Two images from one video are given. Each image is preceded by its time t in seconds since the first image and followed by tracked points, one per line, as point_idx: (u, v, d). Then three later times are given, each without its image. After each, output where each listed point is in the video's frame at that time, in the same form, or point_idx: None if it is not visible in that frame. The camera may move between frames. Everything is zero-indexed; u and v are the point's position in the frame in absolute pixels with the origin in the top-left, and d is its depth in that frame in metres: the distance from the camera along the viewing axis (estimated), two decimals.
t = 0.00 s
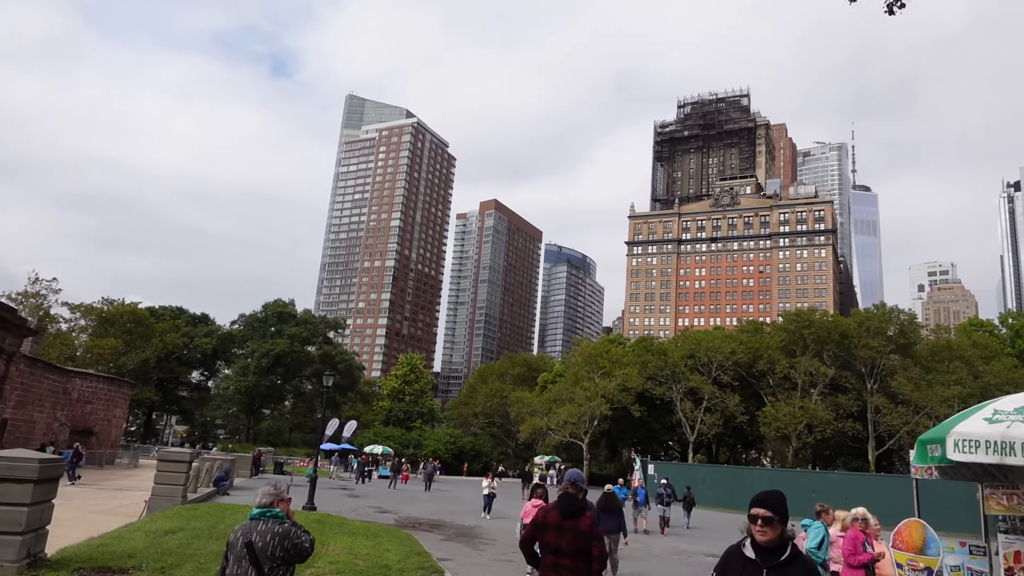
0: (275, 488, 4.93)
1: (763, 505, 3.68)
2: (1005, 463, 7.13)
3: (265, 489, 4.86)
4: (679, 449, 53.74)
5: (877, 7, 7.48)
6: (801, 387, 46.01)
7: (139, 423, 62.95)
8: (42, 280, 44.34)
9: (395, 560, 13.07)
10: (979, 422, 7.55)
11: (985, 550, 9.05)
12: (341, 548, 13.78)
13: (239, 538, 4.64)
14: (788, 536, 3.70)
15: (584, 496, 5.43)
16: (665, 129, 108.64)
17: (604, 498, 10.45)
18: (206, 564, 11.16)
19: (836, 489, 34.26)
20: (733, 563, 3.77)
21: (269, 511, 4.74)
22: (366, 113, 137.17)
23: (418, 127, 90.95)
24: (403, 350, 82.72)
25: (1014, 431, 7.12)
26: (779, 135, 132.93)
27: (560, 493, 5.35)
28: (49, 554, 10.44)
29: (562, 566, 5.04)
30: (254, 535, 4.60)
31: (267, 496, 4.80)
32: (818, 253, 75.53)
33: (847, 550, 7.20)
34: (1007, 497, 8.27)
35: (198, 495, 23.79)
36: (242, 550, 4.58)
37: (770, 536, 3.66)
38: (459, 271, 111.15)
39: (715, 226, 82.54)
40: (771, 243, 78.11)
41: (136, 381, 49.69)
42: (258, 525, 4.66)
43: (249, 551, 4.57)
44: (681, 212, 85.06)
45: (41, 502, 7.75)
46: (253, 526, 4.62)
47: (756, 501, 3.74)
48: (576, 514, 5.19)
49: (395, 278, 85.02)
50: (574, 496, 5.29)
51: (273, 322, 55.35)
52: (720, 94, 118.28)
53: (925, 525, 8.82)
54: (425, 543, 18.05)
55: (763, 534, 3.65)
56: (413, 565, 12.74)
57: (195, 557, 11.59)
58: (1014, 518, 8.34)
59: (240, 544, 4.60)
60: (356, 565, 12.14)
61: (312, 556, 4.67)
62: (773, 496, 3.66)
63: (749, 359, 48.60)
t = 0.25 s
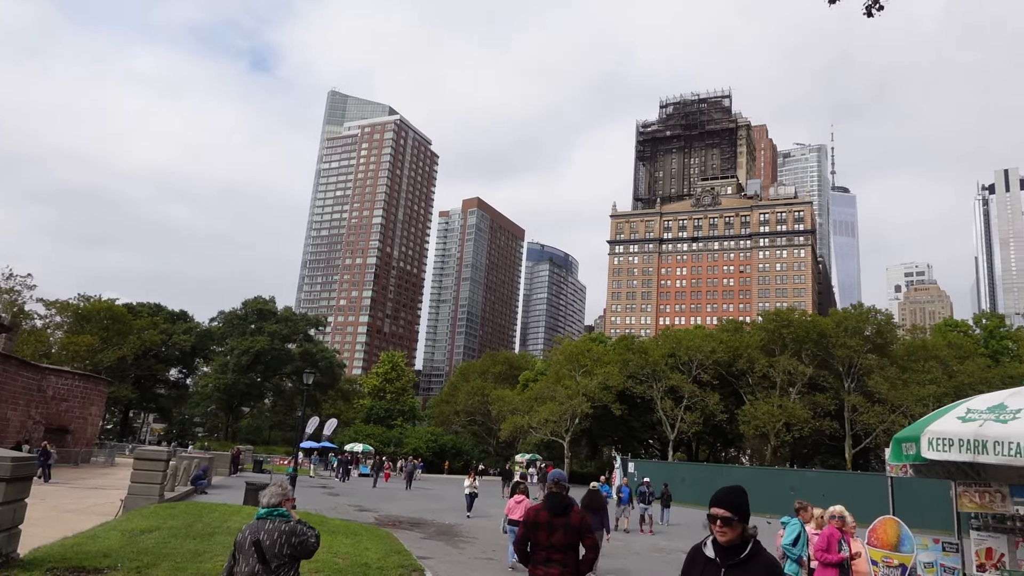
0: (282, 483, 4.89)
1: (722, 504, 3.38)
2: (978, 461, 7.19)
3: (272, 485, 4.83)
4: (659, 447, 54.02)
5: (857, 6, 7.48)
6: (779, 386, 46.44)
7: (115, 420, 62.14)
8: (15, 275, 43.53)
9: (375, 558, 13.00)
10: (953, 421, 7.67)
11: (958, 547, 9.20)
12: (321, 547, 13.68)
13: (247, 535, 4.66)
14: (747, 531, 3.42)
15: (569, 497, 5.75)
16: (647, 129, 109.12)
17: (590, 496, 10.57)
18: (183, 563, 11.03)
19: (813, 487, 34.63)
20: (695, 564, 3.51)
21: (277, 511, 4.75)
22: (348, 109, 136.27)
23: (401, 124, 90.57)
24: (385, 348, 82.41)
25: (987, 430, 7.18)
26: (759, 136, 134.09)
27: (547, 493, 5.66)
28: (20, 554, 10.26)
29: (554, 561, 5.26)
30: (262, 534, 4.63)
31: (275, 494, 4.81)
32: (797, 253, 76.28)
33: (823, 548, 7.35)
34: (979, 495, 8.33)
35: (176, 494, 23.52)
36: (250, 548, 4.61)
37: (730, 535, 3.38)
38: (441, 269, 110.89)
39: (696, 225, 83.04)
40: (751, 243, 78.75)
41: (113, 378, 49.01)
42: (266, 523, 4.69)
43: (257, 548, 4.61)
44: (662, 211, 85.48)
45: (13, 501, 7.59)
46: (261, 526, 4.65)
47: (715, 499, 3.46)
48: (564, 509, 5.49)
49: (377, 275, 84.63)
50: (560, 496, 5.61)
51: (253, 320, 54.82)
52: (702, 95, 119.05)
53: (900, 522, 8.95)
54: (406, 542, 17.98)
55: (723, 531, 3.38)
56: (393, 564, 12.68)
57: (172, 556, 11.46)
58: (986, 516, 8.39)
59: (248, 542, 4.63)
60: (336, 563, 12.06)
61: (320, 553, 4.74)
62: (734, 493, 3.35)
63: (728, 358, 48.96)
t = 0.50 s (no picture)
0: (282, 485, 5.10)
1: (659, 507, 3.02)
2: (949, 458, 7.42)
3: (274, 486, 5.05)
4: (639, 445, 54.30)
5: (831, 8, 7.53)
6: (757, 385, 46.84)
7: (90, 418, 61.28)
8: None
9: (353, 557, 12.92)
10: (926, 420, 7.89)
11: (930, 544, 9.36)
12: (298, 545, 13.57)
13: (251, 533, 4.84)
14: (689, 533, 3.06)
15: (552, 496, 6.22)
16: (630, 129, 109.56)
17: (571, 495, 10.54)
18: (158, 562, 10.91)
19: (789, 485, 35.00)
20: (634, 566, 3.20)
21: (280, 509, 4.96)
22: (329, 105, 135.35)
23: (383, 121, 90.16)
24: (365, 346, 82.04)
25: (958, 428, 7.42)
26: (740, 137, 135.18)
27: (531, 493, 6.13)
28: None
29: (535, 551, 5.76)
30: (265, 530, 4.81)
31: (275, 493, 5.01)
32: (775, 254, 77.07)
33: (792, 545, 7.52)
34: (950, 492, 8.88)
35: (151, 492, 23.21)
36: (254, 545, 4.77)
37: (672, 538, 3.02)
38: (422, 267, 110.58)
39: (677, 226, 83.52)
40: (731, 244, 79.36)
41: (87, 375, 48.22)
42: (268, 521, 4.86)
43: (260, 545, 4.77)
44: (644, 211, 85.86)
45: None
46: (264, 523, 4.83)
47: (650, 497, 3.09)
48: (545, 504, 6.00)
49: (357, 273, 84.21)
50: (543, 495, 6.07)
51: (231, 317, 54.22)
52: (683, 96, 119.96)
53: (873, 520, 9.07)
54: (385, 541, 17.91)
55: (667, 532, 3.02)
56: (371, 563, 12.62)
57: (146, 556, 11.31)
58: (957, 513, 8.77)
59: (251, 540, 4.80)
60: (313, 562, 11.97)
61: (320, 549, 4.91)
62: (670, 492, 3.01)
63: (707, 358, 49.29)
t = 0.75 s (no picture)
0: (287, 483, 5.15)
1: (609, 502, 2.92)
2: (924, 456, 7.53)
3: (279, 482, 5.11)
4: (620, 444, 54.53)
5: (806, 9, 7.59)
6: (737, 384, 47.21)
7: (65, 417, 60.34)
8: None
9: (332, 557, 12.81)
10: (901, 419, 8.00)
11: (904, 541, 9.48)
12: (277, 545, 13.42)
13: (256, 528, 4.91)
14: (642, 530, 2.96)
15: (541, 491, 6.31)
16: (612, 129, 109.94)
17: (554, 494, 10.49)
18: (134, 563, 10.76)
19: (768, 484, 35.33)
20: (586, 563, 3.09)
21: (283, 505, 4.99)
22: (311, 103, 134.32)
23: (365, 119, 89.72)
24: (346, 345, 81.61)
25: (932, 427, 7.53)
26: (721, 138, 136.20)
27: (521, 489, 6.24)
28: None
29: (523, 543, 5.85)
30: (269, 527, 4.86)
31: (280, 490, 5.06)
32: (755, 254, 77.75)
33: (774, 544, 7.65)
34: (925, 490, 9.14)
35: (127, 492, 22.88)
36: (258, 541, 4.83)
37: (621, 534, 2.93)
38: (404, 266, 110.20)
39: (658, 226, 83.96)
40: (712, 244, 79.93)
41: (63, 374, 47.47)
42: (272, 517, 4.91)
43: (263, 540, 4.83)
44: (626, 211, 86.18)
45: None
46: (268, 519, 4.88)
47: (601, 492, 3.00)
48: (533, 500, 6.08)
49: (339, 272, 83.71)
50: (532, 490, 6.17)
51: (211, 315, 53.70)
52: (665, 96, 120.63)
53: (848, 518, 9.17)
54: (365, 541, 17.81)
55: (616, 529, 2.93)
56: (351, 563, 12.52)
57: (121, 557, 11.13)
58: (931, 510, 8.99)
59: (256, 536, 4.86)
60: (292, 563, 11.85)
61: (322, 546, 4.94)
62: (622, 485, 2.91)
63: (688, 357, 49.58)
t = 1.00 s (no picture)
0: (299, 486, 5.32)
1: (564, 506, 2.93)
2: (902, 454, 7.61)
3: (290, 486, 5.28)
4: (605, 444, 54.69)
5: (782, 13, 7.65)
6: (721, 383, 47.46)
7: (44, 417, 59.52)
8: None
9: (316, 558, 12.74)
10: (881, 417, 8.08)
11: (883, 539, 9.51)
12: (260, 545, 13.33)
13: (269, 530, 5.13)
14: (596, 534, 2.96)
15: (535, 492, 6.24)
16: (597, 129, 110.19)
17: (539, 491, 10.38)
18: (114, 565, 10.69)
19: (751, 482, 35.63)
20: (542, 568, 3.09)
21: (293, 510, 5.21)
22: (295, 101, 133.46)
23: (350, 117, 89.27)
24: (330, 344, 81.23)
25: (911, 425, 7.61)
26: (706, 139, 136.91)
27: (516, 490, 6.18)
28: None
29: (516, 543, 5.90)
30: (281, 530, 5.08)
31: (292, 494, 5.25)
32: (739, 254, 78.25)
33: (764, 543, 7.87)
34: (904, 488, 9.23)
35: (108, 493, 22.63)
36: (270, 544, 5.06)
37: (573, 541, 2.92)
38: (389, 265, 109.86)
39: (643, 225, 84.25)
40: (697, 244, 80.29)
41: (41, 374, 46.75)
42: (284, 520, 5.16)
43: (276, 544, 5.05)
44: (611, 211, 86.39)
45: None
46: (280, 522, 5.08)
47: (557, 497, 2.99)
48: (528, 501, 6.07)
49: (323, 271, 83.25)
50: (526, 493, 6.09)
51: (193, 314, 53.26)
52: (650, 96, 121.09)
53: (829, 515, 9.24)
54: (349, 541, 17.79)
55: (569, 535, 2.92)
56: (335, 563, 12.46)
57: (102, 558, 11.04)
58: (910, 507, 9.06)
59: (269, 537, 5.09)
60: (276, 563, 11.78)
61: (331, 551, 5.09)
62: (578, 489, 2.93)
63: (673, 356, 49.76)
